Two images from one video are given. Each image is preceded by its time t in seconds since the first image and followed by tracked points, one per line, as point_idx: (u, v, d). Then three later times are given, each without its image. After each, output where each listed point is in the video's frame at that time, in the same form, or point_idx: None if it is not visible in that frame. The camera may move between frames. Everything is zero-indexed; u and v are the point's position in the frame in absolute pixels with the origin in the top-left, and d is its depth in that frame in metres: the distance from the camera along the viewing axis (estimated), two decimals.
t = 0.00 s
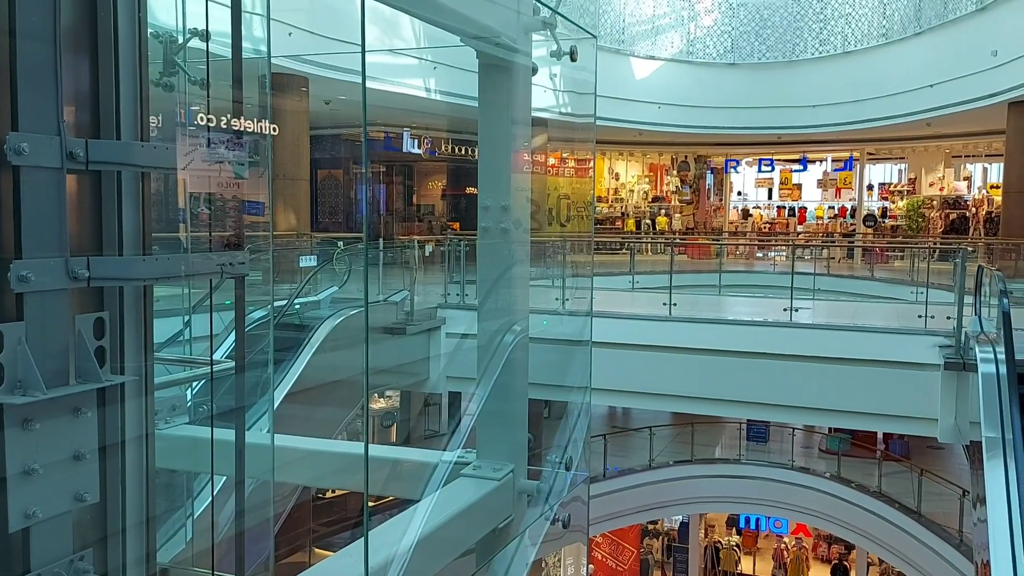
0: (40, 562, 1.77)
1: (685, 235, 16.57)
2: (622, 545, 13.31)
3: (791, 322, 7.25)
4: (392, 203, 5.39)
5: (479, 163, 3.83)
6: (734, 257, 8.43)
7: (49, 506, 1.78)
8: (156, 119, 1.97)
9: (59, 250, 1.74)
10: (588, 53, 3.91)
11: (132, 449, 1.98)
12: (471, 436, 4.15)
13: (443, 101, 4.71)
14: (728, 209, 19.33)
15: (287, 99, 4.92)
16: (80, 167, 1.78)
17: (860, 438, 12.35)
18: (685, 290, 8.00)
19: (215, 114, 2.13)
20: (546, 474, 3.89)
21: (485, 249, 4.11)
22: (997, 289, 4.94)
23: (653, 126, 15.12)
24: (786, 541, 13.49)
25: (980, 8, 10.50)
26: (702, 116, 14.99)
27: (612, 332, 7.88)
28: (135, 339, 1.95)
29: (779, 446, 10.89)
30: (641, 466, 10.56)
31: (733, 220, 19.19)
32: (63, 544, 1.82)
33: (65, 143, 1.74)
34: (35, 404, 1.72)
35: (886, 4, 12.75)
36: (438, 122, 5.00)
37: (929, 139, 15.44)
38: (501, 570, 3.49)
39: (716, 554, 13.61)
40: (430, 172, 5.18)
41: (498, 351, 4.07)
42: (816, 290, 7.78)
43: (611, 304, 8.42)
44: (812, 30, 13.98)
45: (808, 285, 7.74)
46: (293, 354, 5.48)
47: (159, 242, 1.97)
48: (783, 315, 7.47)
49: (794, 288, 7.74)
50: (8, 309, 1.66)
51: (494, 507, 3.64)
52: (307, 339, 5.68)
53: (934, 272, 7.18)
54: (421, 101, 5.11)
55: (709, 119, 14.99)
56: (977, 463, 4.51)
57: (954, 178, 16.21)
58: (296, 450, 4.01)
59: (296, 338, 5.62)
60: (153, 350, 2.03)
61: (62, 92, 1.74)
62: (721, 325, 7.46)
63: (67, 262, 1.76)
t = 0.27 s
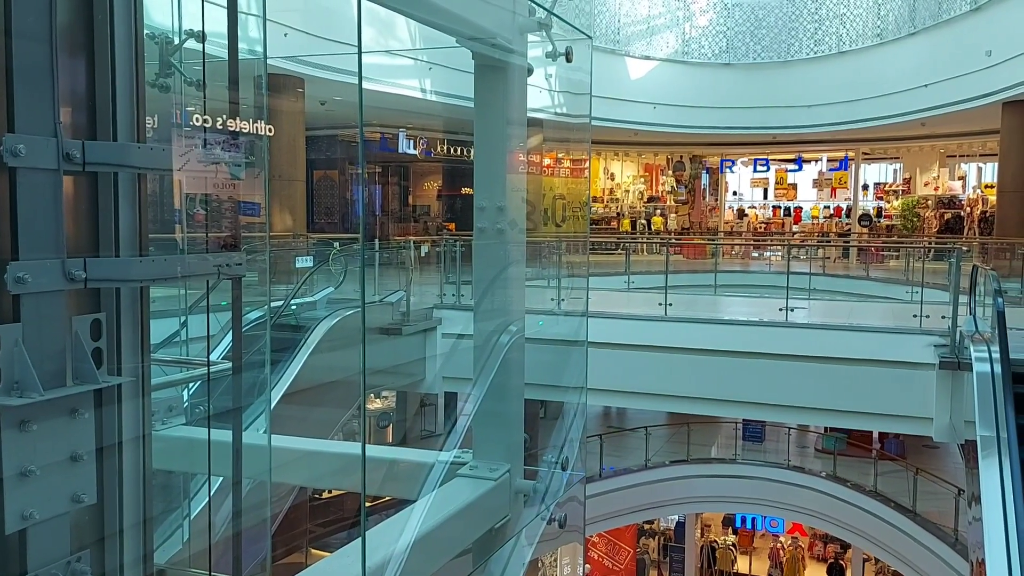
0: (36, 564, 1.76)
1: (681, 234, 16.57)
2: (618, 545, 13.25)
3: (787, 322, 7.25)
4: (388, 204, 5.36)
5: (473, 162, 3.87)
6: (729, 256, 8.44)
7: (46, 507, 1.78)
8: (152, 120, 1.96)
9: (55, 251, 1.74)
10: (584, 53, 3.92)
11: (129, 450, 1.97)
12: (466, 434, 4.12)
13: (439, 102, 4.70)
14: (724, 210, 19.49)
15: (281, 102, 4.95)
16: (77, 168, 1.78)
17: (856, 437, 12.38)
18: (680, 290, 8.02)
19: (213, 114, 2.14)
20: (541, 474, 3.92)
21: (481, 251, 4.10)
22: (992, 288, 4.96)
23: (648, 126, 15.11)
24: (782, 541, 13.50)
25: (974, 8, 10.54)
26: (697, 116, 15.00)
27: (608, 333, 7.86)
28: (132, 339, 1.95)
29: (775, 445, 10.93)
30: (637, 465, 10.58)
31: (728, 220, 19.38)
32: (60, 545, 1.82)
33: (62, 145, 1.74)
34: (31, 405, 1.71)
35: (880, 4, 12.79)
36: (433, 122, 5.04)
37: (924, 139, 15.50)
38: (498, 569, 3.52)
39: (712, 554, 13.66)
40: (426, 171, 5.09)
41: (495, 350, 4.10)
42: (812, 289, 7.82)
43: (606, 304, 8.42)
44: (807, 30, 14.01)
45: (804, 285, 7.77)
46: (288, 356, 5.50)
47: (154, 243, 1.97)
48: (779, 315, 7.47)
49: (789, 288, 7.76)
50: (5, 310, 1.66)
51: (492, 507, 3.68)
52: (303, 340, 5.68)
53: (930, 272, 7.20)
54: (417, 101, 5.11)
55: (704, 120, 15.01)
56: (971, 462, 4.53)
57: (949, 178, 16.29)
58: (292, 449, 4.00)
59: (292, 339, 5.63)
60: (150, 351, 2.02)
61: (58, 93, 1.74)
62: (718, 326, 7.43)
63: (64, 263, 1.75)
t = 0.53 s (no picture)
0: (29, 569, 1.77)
1: (676, 233, 16.56)
2: (615, 544, 13.07)
3: (782, 322, 7.23)
4: (384, 204, 5.35)
5: (469, 165, 3.83)
6: (725, 256, 8.43)
7: (38, 513, 1.77)
8: (145, 122, 1.95)
9: (48, 255, 1.73)
10: (576, 53, 3.90)
11: (123, 453, 1.96)
12: (461, 435, 4.17)
13: (434, 102, 4.72)
14: (719, 209, 19.49)
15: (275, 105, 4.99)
16: (68, 171, 1.76)
17: (852, 435, 12.41)
18: (676, 290, 8.01)
19: (206, 115, 2.18)
20: (537, 476, 3.92)
21: (475, 252, 4.09)
22: (985, 287, 4.98)
23: (643, 126, 15.10)
24: (778, 539, 13.38)
25: (968, 7, 10.56)
26: (691, 116, 15.00)
27: (604, 333, 7.81)
28: (125, 343, 1.94)
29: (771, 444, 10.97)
30: (633, 465, 10.57)
31: (724, 219, 19.40)
32: (55, 549, 1.82)
33: (53, 148, 1.73)
34: (23, 411, 1.70)
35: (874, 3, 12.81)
36: (428, 124, 5.10)
37: (919, 138, 15.54)
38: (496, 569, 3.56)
39: (708, 553, 13.58)
40: (421, 172, 5.17)
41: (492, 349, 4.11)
42: (807, 288, 7.85)
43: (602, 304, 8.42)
44: (801, 30, 14.02)
45: (800, 284, 7.80)
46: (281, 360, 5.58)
47: (147, 245, 1.96)
48: (774, 314, 7.45)
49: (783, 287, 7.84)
50: None
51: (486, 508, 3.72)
52: (298, 341, 5.74)
53: (925, 271, 7.23)
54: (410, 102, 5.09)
55: (699, 119, 15.01)
56: (966, 460, 4.54)
57: (943, 176, 16.36)
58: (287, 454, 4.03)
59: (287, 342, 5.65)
60: (143, 354, 2.01)
61: (49, 95, 1.74)
62: (716, 325, 7.40)
63: (56, 268, 1.74)
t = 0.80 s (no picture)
0: None
1: (668, 233, 16.53)
2: (607, 544, 13.09)
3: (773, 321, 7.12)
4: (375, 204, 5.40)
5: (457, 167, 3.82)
6: (716, 255, 8.41)
7: (25, 519, 1.78)
8: (131, 126, 1.94)
9: (31, 261, 1.73)
10: (564, 56, 4.02)
11: (109, 458, 1.95)
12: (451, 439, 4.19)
13: (425, 103, 4.71)
14: (710, 209, 19.50)
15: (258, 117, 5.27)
16: (53, 177, 1.76)
17: (843, 434, 12.44)
18: (668, 290, 8.01)
19: (193, 117, 2.11)
20: (528, 478, 3.95)
21: (463, 255, 4.07)
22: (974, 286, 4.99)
23: (635, 126, 15.03)
24: (770, 537, 13.38)
25: (956, 7, 10.60)
26: (683, 116, 14.96)
27: (595, 333, 7.65)
28: (112, 349, 1.93)
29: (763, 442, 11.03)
30: (625, 465, 10.56)
31: (715, 219, 19.39)
32: (41, 558, 1.83)
33: (37, 154, 1.73)
34: (8, 418, 1.73)
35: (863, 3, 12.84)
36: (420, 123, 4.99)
37: (910, 137, 15.59)
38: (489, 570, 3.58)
39: (701, 552, 13.52)
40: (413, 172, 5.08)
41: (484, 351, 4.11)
42: (798, 288, 7.90)
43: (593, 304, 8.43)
44: (791, 30, 14.10)
45: (790, 283, 7.86)
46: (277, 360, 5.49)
47: (133, 248, 1.94)
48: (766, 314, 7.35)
49: (776, 286, 7.80)
50: None
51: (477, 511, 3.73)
52: (289, 342, 5.68)
53: (914, 269, 7.24)
54: (398, 103, 5.09)
55: (691, 119, 14.98)
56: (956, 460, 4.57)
57: (933, 175, 16.36)
58: (276, 457, 4.07)
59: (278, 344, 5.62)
60: (130, 358, 2.00)
61: (34, 99, 1.74)
62: (708, 326, 7.24)
63: (40, 274, 1.74)
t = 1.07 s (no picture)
0: None
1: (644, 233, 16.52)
2: (585, 543, 13.06)
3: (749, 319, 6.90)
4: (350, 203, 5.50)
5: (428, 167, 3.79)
6: (691, 254, 8.42)
7: None
8: (97, 124, 1.88)
9: None
10: (535, 55, 4.09)
11: (76, 463, 1.95)
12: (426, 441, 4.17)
13: (400, 102, 4.72)
14: (685, 208, 19.47)
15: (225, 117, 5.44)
16: (16, 179, 1.73)
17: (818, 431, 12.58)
18: (644, 290, 8.03)
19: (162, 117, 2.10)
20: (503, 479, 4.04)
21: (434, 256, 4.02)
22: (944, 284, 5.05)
23: (609, 127, 15.07)
24: (746, 534, 13.49)
25: (925, 9, 10.76)
26: (659, 115, 14.99)
27: (568, 332, 7.37)
28: (78, 352, 1.90)
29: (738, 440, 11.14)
30: (602, 464, 10.55)
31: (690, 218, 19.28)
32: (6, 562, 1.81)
33: None
34: None
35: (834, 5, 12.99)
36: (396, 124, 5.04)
37: (884, 137, 15.77)
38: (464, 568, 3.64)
39: (678, 549, 13.48)
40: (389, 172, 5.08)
41: (459, 351, 4.16)
42: (771, 287, 7.95)
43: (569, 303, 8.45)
44: (763, 31, 14.19)
45: (764, 282, 7.90)
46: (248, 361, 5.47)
47: (98, 250, 1.90)
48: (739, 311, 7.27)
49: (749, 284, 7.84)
50: None
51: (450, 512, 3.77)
52: (262, 345, 5.67)
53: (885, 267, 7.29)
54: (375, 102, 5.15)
55: (666, 119, 15.01)
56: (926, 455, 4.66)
57: (903, 175, 16.86)
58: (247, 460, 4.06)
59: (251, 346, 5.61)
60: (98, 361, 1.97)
61: None
62: (680, 323, 7.01)
63: (4, 277, 1.71)
